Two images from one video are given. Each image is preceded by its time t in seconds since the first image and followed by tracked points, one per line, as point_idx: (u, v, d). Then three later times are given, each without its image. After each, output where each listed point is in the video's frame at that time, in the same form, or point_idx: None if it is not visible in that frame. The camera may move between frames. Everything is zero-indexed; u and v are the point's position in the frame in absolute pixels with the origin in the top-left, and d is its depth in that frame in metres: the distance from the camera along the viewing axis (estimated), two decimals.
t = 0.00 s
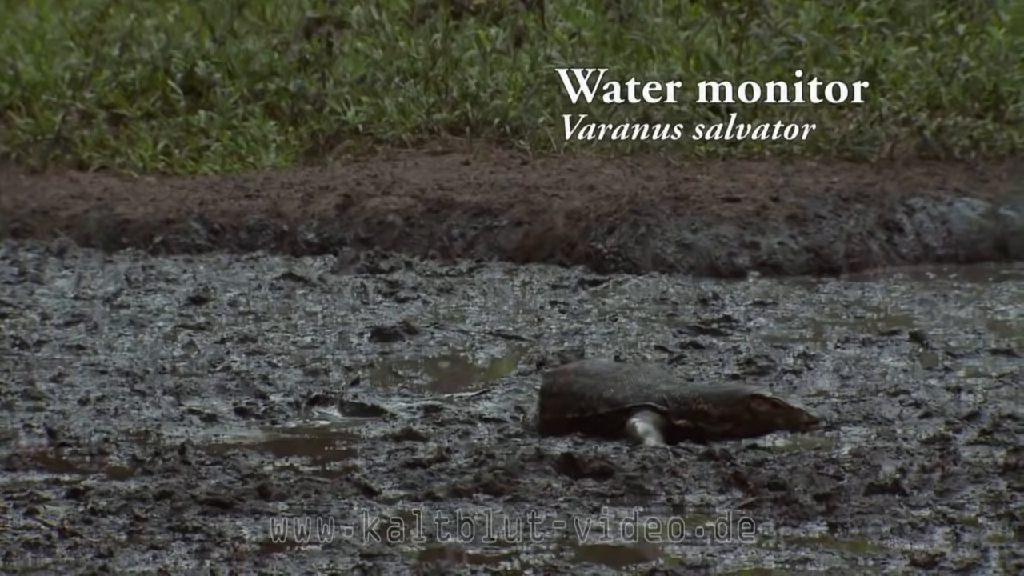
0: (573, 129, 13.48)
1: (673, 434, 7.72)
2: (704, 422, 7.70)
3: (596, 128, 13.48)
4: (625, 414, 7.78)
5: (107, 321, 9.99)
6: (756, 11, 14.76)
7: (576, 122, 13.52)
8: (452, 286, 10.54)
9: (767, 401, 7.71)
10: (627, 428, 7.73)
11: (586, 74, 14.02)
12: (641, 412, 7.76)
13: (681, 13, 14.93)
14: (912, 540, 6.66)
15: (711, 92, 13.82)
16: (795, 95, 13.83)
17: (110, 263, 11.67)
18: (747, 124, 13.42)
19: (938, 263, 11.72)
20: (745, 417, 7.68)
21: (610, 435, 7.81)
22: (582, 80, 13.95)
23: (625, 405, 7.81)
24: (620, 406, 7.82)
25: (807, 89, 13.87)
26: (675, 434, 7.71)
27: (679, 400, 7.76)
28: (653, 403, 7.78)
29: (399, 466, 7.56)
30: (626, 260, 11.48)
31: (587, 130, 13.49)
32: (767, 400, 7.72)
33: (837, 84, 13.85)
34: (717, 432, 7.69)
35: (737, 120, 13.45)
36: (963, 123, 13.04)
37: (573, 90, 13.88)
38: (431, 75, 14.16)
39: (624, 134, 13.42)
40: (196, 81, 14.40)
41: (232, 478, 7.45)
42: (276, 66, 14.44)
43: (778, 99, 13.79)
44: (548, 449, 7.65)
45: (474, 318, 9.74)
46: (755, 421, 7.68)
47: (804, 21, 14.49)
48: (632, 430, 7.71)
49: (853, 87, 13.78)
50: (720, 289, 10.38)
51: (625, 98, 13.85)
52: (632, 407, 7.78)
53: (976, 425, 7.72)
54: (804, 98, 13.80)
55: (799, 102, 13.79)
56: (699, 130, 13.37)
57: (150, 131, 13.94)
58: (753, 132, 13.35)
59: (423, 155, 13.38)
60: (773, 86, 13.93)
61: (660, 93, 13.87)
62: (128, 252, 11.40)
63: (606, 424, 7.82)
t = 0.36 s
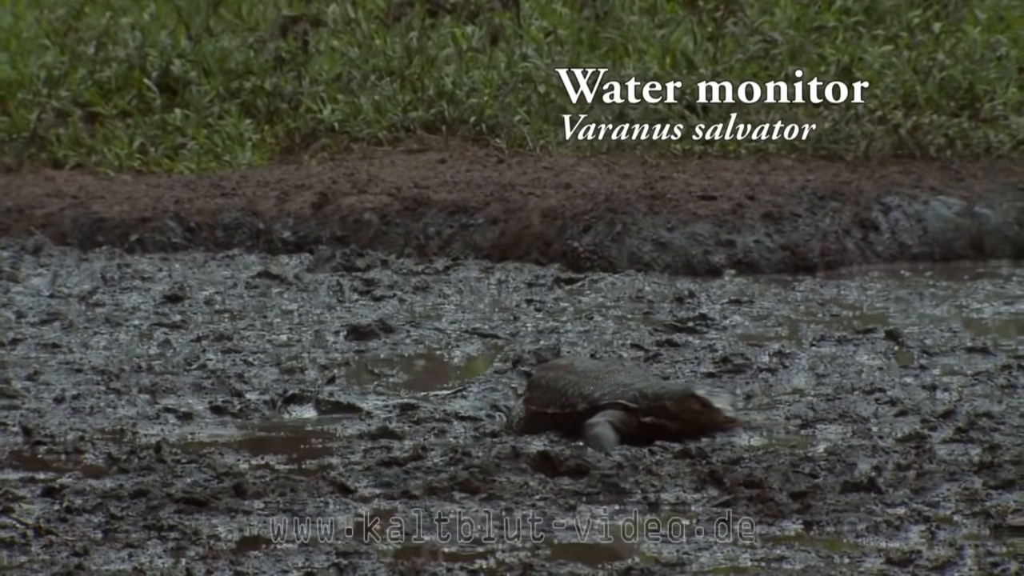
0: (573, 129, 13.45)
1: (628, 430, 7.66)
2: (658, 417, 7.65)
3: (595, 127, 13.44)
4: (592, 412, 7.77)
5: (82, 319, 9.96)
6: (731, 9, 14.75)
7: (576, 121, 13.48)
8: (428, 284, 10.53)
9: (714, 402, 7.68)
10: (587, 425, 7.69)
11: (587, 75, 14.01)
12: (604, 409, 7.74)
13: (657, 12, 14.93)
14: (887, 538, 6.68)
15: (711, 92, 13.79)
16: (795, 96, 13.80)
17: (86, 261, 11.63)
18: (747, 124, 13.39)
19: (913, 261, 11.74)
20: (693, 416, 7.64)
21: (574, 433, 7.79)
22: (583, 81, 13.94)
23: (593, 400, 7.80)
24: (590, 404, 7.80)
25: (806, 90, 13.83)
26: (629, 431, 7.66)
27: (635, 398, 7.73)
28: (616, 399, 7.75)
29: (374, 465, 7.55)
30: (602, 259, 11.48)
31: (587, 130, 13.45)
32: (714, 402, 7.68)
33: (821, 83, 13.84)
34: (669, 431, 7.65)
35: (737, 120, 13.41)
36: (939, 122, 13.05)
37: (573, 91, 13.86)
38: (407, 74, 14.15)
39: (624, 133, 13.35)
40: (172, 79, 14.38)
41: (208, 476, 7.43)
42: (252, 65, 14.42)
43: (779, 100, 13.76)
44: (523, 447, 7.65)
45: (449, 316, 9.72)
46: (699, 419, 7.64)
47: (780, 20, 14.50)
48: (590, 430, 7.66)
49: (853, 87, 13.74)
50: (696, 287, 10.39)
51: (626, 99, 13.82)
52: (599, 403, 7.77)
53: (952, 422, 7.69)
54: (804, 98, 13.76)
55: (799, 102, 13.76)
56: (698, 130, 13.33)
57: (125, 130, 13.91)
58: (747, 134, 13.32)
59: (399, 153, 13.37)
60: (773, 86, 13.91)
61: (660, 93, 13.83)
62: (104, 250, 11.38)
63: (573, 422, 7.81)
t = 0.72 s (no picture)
0: (574, 129, 13.35)
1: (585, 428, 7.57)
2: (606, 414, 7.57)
3: (595, 128, 13.34)
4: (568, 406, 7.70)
5: (61, 312, 9.93)
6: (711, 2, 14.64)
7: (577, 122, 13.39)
8: (408, 277, 10.52)
9: (645, 404, 7.51)
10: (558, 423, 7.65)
11: (587, 74, 13.82)
12: (580, 405, 7.65)
13: (636, 5, 14.93)
14: (866, 531, 6.71)
15: (711, 92, 13.66)
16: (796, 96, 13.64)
17: (65, 254, 11.60)
18: (747, 124, 13.28)
19: (892, 254, 11.76)
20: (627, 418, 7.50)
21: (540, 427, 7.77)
22: (582, 81, 13.77)
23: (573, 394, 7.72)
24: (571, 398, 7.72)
25: (806, 90, 13.67)
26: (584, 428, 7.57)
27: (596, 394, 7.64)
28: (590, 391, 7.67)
29: (354, 458, 7.54)
30: (581, 252, 11.47)
31: (587, 130, 13.35)
32: (646, 402, 7.52)
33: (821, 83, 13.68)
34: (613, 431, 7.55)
35: (737, 120, 13.28)
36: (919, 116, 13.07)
37: (572, 91, 13.68)
38: (386, 67, 14.13)
39: (624, 134, 13.29)
40: (151, 73, 14.34)
41: (187, 469, 7.42)
42: (231, 58, 14.40)
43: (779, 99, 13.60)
44: (503, 440, 7.64)
45: (429, 310, 9.71)
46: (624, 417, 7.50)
47: (759, 13, 14.51)
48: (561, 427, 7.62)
49: (853, 87, 13.57)
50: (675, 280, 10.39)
51: (626, 98, 13.61)
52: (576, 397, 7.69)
53: (931, 416, 7.68)
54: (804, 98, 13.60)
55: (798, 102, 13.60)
56: (698, 130, 13.22)
57: (104, 123, 13.88)
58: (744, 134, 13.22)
59: (377, 146, 13.36)
60: (774, 86, 13.75)
61: (660, 92, 13.66)
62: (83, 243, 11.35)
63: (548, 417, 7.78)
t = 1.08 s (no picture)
0: (574, 129, 13.18)
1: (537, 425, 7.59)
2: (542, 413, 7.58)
3: (595, 127, 13.18)
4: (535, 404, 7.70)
5: (32, 302, 9.90)
6: None
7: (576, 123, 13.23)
8: (379, 267, 10.50)
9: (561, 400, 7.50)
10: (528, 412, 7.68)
11: (586, 74, 13.74)
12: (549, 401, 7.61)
13: None
14: (836, 521, 6.73)
15: (711, 92, 13.56)
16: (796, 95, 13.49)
17: (37, 244, 11.56)
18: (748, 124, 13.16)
19: (863, 244, 11.77)
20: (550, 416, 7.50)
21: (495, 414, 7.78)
22: (582, 81, 13.68)
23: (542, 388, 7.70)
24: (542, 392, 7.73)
25: (805, 89, 13.49)
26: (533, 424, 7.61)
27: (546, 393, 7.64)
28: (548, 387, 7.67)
29: (324, 447, 7.53)
30: (552, 242, 11.47)
31: (587, 130, 13.19)
32: (565, 399, 7.50)
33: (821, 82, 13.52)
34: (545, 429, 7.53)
35: (736, 120, 13.19)
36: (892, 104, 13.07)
37: (572, 91, 13.60)
38: (357, 56, 14.11)
39: (624, 134, 13.12)
40: (122, 62, 14.37)
41: (158, 459, 7.41)
42: (202, 47, 14.43)
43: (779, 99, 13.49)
44: (473, 429, 7.62)
45: (400, 299, 9.69)
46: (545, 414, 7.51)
47: (730, 3, 14.55)
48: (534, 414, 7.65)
49: (853, 87, 13.42)
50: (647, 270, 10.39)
51: (626, 98, 13.56)
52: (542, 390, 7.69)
53: (902, 405, 7.67)
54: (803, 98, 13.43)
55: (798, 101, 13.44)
56: (697, 130, 13.15)
57: (76, 112, 13.85)
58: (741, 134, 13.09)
59: (349, 136, 13.34)
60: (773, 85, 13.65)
61: (660, 93, 13.63)
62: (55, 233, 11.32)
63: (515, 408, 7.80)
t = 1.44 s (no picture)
0: (574, 129, 13.06)
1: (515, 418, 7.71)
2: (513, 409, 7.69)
3: (595, 127, 13.08)
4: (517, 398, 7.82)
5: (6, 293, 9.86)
6: None
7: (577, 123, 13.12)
8: (354, 257, 10.48)
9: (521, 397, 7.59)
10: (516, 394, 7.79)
11: (586, 74, 13.62)
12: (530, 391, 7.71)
13: None
14: (812, 511, 6.74)
15: (711, 92, 13.43)
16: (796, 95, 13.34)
17: (11, 234, 11.52)
18: (747, 124, 13.03)
19: (838, 234, 11.86)
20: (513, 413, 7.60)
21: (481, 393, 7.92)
22: (582, 80, 13.55)
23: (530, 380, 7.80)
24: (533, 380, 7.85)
25: (805, 89, 13.33)
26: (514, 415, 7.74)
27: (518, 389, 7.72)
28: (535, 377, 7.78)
29: (300, 438, 7.52)
30: (526, 232, 11.47)
31: (587, 130, 13.09)
32: (524, 398, 7.59)
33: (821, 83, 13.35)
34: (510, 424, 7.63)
35: (737, 120, 13.06)
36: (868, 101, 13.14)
37: (572, 90, 13.47)
38: (332, 46, 14.09)
39: (624, 134, 13.02)
40: (96, 53, 14.35)
41: (133, 450, 7.39)
42: (176, 37, 14.41)
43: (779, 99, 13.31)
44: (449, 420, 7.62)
45: (375, 290, 9.68)
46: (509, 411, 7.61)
47: None
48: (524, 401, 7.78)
49: (852, 88, 13.30)
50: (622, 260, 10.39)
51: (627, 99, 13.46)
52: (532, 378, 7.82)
53: (878, 396, 7.67)
54: (804, 98, 13.27)
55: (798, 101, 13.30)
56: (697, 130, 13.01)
57: (50, 102, 13.81)
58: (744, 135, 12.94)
59: (325, 126, 13.31)
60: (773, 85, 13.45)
61: (660, 93, 13.49)
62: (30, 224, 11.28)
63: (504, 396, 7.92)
